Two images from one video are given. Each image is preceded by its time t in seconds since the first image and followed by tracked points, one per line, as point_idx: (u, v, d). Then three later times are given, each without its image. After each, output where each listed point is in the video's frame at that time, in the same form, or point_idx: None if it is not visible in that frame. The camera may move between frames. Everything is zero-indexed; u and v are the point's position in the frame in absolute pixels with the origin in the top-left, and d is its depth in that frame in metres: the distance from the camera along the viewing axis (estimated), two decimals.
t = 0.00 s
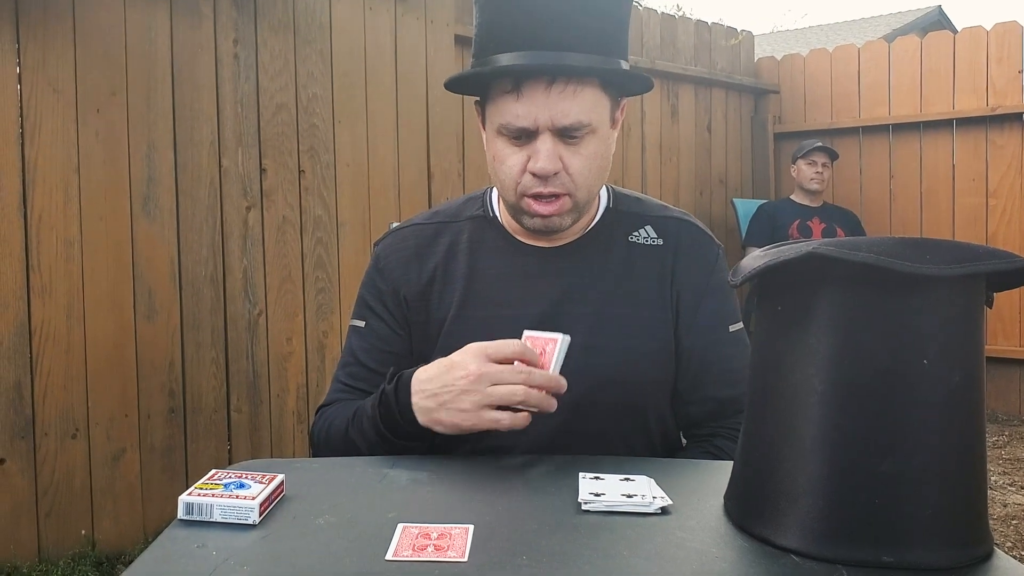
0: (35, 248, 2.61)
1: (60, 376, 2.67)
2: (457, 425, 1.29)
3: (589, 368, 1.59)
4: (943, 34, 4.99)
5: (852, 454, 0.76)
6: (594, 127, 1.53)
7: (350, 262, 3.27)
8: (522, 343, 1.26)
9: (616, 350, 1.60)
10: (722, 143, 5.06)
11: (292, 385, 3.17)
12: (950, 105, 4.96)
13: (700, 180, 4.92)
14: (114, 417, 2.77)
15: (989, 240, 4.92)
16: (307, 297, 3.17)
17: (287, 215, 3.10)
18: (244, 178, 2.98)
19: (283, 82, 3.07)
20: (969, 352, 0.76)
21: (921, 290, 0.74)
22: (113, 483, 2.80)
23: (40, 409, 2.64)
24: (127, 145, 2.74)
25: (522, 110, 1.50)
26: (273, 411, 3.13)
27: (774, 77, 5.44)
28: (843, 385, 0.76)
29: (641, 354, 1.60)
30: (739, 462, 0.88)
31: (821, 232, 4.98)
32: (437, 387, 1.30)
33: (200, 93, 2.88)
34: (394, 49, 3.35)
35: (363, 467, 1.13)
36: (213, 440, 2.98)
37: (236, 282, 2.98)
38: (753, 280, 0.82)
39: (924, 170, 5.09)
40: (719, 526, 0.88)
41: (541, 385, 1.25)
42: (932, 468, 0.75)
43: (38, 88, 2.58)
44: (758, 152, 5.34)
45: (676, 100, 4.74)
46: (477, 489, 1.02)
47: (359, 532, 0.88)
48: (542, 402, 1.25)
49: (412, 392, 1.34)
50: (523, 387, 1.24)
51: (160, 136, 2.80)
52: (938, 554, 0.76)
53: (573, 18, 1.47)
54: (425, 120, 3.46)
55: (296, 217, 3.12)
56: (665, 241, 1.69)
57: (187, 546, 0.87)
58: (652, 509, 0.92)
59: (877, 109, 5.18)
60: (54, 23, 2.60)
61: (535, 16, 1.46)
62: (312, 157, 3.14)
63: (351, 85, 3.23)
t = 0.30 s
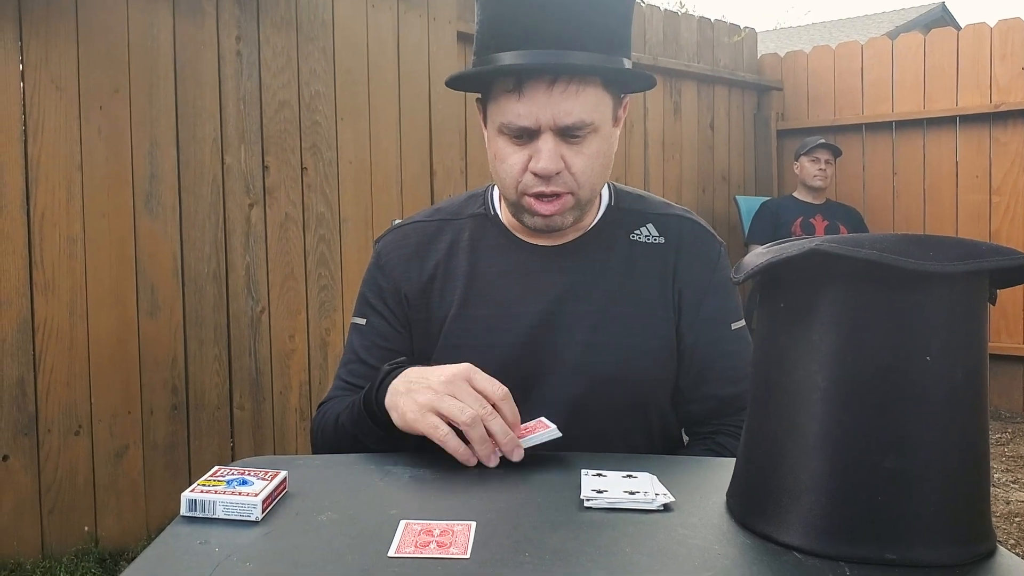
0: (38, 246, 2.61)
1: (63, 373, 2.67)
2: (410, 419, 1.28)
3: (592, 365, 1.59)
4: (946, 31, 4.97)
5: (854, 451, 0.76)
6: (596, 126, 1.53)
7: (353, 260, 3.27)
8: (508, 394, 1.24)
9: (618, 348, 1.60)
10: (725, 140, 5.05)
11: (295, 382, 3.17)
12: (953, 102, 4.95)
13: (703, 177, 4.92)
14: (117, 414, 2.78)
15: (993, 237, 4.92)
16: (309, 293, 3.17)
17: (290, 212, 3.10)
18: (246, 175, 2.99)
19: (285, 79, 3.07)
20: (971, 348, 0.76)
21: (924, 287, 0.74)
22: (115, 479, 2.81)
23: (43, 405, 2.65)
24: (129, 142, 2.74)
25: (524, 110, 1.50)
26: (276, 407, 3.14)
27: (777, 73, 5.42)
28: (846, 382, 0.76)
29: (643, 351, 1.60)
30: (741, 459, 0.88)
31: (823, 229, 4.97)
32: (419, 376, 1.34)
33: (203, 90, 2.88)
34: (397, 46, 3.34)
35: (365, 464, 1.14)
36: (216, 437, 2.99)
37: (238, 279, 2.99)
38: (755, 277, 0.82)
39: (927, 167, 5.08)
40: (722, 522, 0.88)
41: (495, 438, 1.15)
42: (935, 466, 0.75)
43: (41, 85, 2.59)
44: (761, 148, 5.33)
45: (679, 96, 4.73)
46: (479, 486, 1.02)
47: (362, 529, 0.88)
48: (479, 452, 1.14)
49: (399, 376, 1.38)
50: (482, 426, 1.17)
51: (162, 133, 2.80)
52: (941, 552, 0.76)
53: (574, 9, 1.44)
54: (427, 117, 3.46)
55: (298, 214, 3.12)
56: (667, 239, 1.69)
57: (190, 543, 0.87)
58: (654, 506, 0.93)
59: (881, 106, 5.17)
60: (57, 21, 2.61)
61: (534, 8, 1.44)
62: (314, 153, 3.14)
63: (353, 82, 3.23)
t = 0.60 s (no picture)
0: (40, 244, 2.62)
1: (65, 370, 2.68)
2: (409, 406, 1.29)
3: (591, 364, 1.59)
4: (947, 29, 4.96)
5: (854, 448, 0.76)
6: (597, 128, 1.53)
7: (354, 258, 3.27)
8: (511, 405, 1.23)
9: (618, 346, 1.60)
10: (726, 138, 5.05)
11: (296, 380, 3.17)
12: (955, 100, 4.94)
13: (704, 175, 4.91)
14: (118, 411, 2.79)
15: (994, 235, 4.92)
16: (310, 291, 3.17)
17: (291, 210, 3.10)
18: (247, 173, 2.99)
19: (286, 77, 3.07)
20: (971, 346, 0.76)
21: (923, 284, 0.74)
22: (117, 476, 2.82)
23: (45, 403, 2.66)
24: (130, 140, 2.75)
25: (524, 113, 1.50)
26: (277, 405, 3.14)
27: (778, 71, 5.42)
28: (846, 379, 0.76)
29: (642, 349, 1.61)
30: (741, 456, 0.88)
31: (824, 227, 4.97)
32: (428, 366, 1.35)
33: (204, 88, 2.88)
34: (398, 43, 3.34)
35: (366, 461, 1.14)
36: (218, 434, 2.99)
37: (239, 277, 2.99)
38: (755, 275, 0.82)
39: (928, 165, 5.08)
40: (722, 519, 0.89)
41: (487, 438, 1.14)
42: (934, 463, 0.75)
43: (42, 83, 2.60)
44: (762, 146, 5.33)
45: (680, 94, 4.73)
46: (478, 483, 1.03)
47: (362, 526, 0.89)
48: (471, 449, 1.13)
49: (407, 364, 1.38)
50: (476, 424, 1.16)
51: (164, 131, 2.80)
52: (939, 549, 0.76)
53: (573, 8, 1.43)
54: (428, 115, 3.46)
55: (300, 212, 3.12)
56: (667, 238, 1.69)
57: (191, 540, 0.87)
58: (654, 503, 0.93)
59: (882, 104, 5.16)
60: (58, 19, 2.61)
61: (533, 8, 1.43)
62: (315, 151, 3.14)
63: (354, 80, 3.23)
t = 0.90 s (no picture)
0: (42, 241, 2.63)
1: (67, 368, 2.69)
2: (411, 388, 1.29)
3: (593, 361, 1.59)
4: (950, 27, 4.96)
5: (857, 445, 0.76)
6: (599, 124, 1.53)
7: (356, 255, 3.27)
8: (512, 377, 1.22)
9: (620, 344, 1.60)
10: (728, 136, 5.04)
11: (298, 377, 3.17)
12: (957, 97, 4.94)
13: (706, 172, 4.91)
14: (121, 409, 2.79)
15: (997, 233, 4.91)
16: (312, 288, 3.17)
17: (293, 208, 3.10)
18: (249, 171, 2.99)
19: (288, 75, 3.06)
20: (973, 344, 0.76)
21: (925, 282, 0.74)
22: (119, 473, 2.82)
23: (47, 400, 2.67)
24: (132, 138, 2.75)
25: (527, 110, 1.49)
26: (279, 402, 3.14)
27: (780, 69, 5.41)
28: (847, 377, 0.76)
29: (644, 347, 1.60)
30: (744, 453, 0.88)
31: (827, 225, 4.97)
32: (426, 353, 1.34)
33: (206, 85, 2.88)
34: (400, 41, 3.34)
35: (369, 458, 1.14)
36: (220, 431, 2.99)
37: (241, 274, 2.99)
38: (757, 273, 0.82)
39: (931, 163, 5.07)
40: (724, 517, 0.89)
41: (485, 415, 1.17)
42: (936, 460, 0.75)
43: (45, 81, 2.60)
44: (764, 144, 5.32)
45: (682, 92, 4.73)
46: (481, 480, 1.03)
47: (364, 523, 0.89)
48: (467, 426, 1.16)
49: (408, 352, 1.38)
50: (473, 403, 1.18)
51: (166, 129, 2.80)
52: (941, 547, 0.76)
53: (573, 5, 1.43)
54: (430, 112, 3.45)
55: (302, 209, 3.12)
56: (668, 238, 1.69)
57: (193, 537, 0.87)
58: (656, 500, 0.93)
59: (884, 101, 5.15)
60: (60, 17, 2.62)
61: (535, 6, 1.43)
62: (317, 149, 3.14)
63: (356, 78, 3.23)
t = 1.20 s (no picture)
0: (43, 240, 2.63)
1: (68, 366, 2.69)
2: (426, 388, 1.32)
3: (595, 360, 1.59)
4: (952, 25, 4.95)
5: (860, 444, 0.76)
6: (598, 122, 1.52)
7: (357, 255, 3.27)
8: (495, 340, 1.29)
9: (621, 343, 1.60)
10: (730, 134, 5.04)
11: (300, 376, 3.17)
12: (959, 96, 4.93)
13: (707, 171, 4.90)
14: (122, 408, 2.79)
15: (999, 232, 4.91)
16: (313, 287, 3.17)
17: (294, 207, 3.10)
18: (251, 170, 2.99)
19: (289, 73, 3.06)
20: (976, 343, 0.76)
21: (928, 279, 0.74)
22: (121, 472, 2.82)
23: (48, 399, 2.67)
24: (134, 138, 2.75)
25: (526, 108, 1.49)
26: (281, 401, 3.14)
27: (782, 67, 5.40)
28: (849, 376, 0.76)
29: (645, 346, 1.60)
30: (746, 452, 0.88)
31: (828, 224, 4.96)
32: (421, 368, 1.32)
33: (208, 84, 2.88)
34: (401, 40, 3.33)
35: (370, 457, 1.14)
36: (221, 429, 2.99)
37: (243, 273, 2.99)
38: (760, 271, 0.82)
39: (933, 162, 5.07)
40: (726, 517, 0.88)
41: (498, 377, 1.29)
42: (938, 459, 0.75)
43: (46, 79, 2.60)
44: (766, 143, 5.31)
45: (684, 90, 4.72)
46: (483, 480, 1.02)
47: (365, 523, 0.88)
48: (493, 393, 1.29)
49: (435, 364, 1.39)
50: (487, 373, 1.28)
51: (167, 128, 2.80)
52: (943, 547, 0.76)
53: (573, 1, 1.42)
54: (432, 111, 3.45)
55: (303, 208, 3.12)
56: (668, 240, 1.68)
57: (195, 536, 0.87)
58: (659, 499, 0.93)
59: (886, 100, 5.14)
60: (61, 16, 2.61)
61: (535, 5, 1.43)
62: (318, 148, 3.14)
63: (357, 77, 3.22)
